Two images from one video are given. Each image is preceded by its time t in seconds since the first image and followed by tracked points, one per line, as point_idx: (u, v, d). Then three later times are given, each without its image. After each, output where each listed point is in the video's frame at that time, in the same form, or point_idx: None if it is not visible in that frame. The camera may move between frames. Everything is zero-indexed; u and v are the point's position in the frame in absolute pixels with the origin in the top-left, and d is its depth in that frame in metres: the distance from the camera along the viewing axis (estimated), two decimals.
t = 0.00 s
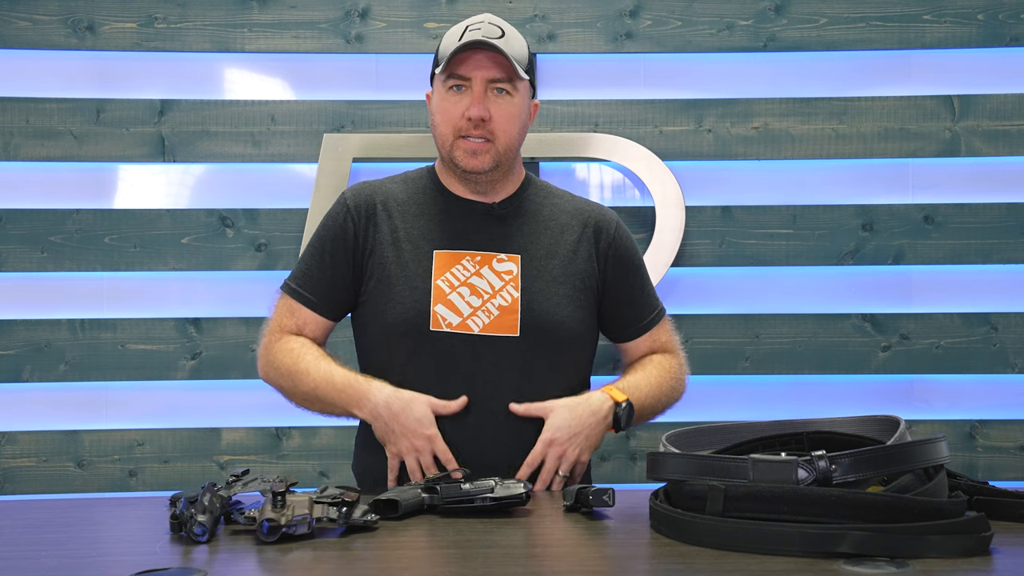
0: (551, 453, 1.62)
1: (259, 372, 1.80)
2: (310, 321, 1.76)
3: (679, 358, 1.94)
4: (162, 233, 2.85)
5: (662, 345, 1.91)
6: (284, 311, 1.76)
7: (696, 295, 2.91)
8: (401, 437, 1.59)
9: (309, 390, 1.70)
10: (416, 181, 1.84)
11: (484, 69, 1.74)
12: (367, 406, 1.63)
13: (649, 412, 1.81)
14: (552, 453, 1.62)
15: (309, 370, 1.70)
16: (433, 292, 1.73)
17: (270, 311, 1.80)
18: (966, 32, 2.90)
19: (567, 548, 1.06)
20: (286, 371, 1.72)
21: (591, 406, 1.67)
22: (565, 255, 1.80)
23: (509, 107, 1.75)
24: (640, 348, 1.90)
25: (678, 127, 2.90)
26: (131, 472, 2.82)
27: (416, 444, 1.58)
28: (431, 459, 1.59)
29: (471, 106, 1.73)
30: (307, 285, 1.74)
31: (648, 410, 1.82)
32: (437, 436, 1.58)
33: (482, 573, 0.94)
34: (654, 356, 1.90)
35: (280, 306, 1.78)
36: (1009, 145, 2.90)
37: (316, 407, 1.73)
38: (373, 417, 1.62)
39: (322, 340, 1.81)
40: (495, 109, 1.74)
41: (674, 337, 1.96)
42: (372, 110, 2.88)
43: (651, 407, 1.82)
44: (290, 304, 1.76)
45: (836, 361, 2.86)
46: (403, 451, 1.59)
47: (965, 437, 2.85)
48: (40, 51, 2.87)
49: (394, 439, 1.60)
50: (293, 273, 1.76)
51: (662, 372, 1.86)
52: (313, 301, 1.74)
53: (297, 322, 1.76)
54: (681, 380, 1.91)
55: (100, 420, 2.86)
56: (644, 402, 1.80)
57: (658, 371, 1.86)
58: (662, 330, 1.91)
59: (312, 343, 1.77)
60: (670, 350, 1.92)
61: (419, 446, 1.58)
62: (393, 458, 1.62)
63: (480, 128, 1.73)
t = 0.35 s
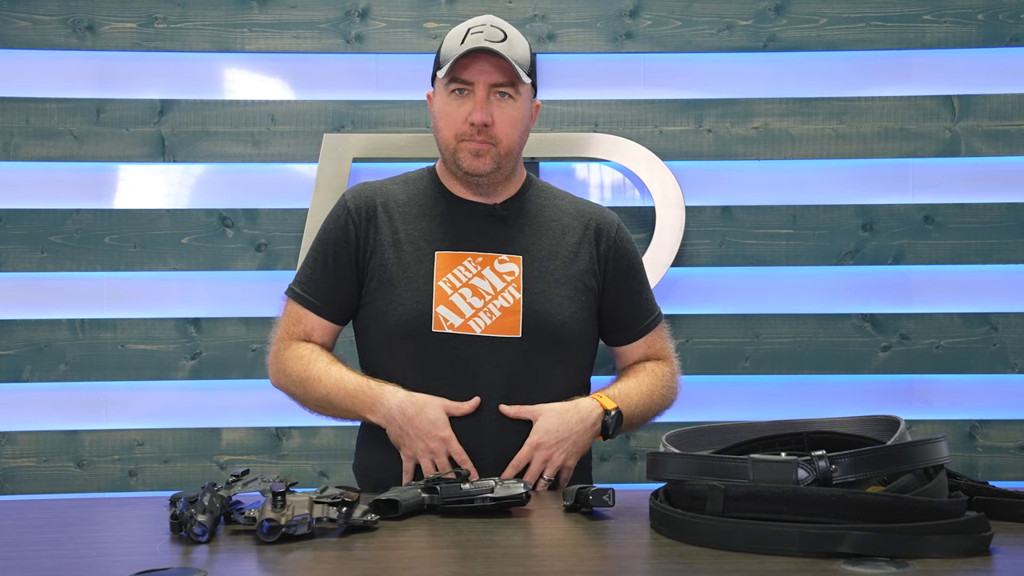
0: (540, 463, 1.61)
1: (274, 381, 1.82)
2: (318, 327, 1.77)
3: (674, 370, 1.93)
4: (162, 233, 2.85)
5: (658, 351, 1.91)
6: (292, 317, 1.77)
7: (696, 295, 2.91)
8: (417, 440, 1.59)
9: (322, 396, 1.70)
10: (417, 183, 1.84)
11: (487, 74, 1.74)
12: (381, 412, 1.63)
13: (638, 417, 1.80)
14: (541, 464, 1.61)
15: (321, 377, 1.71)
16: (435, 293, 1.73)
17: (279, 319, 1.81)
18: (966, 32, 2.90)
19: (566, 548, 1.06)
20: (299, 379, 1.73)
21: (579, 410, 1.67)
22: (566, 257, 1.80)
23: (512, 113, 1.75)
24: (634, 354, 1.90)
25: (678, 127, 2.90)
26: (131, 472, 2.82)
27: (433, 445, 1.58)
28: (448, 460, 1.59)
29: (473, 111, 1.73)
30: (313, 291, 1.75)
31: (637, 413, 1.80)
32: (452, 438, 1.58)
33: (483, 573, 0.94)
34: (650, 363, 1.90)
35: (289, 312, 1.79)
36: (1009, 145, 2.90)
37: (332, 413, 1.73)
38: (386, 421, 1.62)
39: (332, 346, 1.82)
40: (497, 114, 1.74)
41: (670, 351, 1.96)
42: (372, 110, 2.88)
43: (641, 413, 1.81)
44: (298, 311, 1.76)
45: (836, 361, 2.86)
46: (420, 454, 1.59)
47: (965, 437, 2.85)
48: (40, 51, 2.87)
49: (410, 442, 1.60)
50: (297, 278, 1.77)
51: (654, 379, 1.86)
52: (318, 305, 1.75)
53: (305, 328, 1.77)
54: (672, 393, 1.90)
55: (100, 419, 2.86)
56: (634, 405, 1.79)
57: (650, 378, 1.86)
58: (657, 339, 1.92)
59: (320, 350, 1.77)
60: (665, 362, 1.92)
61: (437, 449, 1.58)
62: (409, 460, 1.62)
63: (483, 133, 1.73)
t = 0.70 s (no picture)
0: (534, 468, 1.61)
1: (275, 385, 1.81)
2: (321, 331, 1.77)
3: (671, 376, 1.93)
4: (162, 233, 2.85)
5: (656, 357, 1.92)
6: (295, 322, 1.77)
7: (696, 295, 2.91)
8: (424, 449, 1.60)
9: (327, 404, 1.70)
10: (416, 183, 1.84)
11: (479, 63, 1.75)
12: (387, 422, 1.63)
13: (633, 424, 1.80)
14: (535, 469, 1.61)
15: (326, 385, 1.71)
16: (436, 291, 1.73)
17: (282, 324, 1.81)
18: (966, 32, 2.90)
19: (566, 548, 1.06)
20: (303, 385, 1.73)
21: (574, 415, 1.68)
22: (566, 254, 1.80)
23: (507, 100, 1.76)
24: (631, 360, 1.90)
25: (678, 127, 2.90)
26: (131, 472, 2.82)
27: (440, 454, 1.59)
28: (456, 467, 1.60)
29: (468, 101, 1.73)
30: (315, 294, 1.75)
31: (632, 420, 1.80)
32: (459, 445, 1.59)
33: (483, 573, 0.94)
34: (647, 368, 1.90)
35: (292, 317, 1.78)
36: (1009, 145, 2.90)
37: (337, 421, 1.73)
38: (392, 430, 1.63)
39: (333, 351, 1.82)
40: (492, 102, 1.74)
41: (668, 356, 1.96)
42: (372, 110, 2.88)
43: (636, 420, 1.81)
44: (302, 315, 1.76)
45: (836, 361, 2.86)
46: (427, 462, 1.60)
47: (965, 437, 2.85)
48: (40, 51, 2.87)
49: (417, 452, 1.61)
50: (299, 281, 1.77)
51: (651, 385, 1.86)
52: (320, 307, 1.75)
53: (308, 333, 1.76)
54: (669, 400, 1.90)
55: (100, 419, 2.86)
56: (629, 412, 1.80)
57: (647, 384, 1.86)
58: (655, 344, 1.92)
59: (324, 355, 1.77)
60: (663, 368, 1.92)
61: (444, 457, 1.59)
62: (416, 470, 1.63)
63: (480, 122, 1.73)
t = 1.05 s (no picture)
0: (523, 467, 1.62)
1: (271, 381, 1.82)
2: (315, 329, 1.77)
3: (675, 375, 1.92)
4: (162, 233, 2.85)
5: (658, 357, 1.91)
6: (291, 320, 1.78)
7: (696, 295, 2.92)
8: (411, 445, 1.59)
9: (317, 401, 1.70)
10: (416, 183, 1.84)
11: (486, 64, 1.75)
12: (373, 421, 1.63)
13: (634, 428, 1.80)
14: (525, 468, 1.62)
15: (317, 382, 1.71)
16: (436, 291, 1.73)
17: (278, 322, 1.82)
18: (966, 32, 2.90)
19: (567, 548, 1.06)
20: (295, 382, 1.74)
21: (573, 425, 1.68)
22: (566, 255, 1.81)
23: (511, 103, 1.76)
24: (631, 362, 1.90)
25: (678, 127, 2.90)
26: (131, 472, 2.82)
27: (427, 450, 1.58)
28: (445, 463, 1.59)
29: (473, 102, 1.73)
30: (313, 294, 1.75)
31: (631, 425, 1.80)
32: (445, 441, 1.58)
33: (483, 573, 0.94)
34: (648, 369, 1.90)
35: (287, 314, 1.79)
36: (1009, 144, 2.90)
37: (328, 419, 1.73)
38: (378, 428, 1.62)
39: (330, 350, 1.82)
40: (496, 105, 1.75)
41: (672, 354, 1.95)
42: (372, 110, 2.88)
43: (638, 423, 1.81)
44: (296, 313, 1.77)
45: (836, 362, 2.86)
46: (415, 459, 1.59)
47: (965, 437, 2.85)
48: (40, 51, 2.87)
49: (404, 449, 1.60)
50: (297, 280, 1.77)
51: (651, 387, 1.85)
52: (318, 307, 1.75)
53: (303, 330, 1.77)
54: (672, 400, 1.89)
55: (100, 419, 2.86)
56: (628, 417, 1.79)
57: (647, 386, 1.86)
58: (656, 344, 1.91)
59: (318, 353, 1.77)
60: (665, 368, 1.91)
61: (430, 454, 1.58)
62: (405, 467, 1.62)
63: (483, 124, 1.73)
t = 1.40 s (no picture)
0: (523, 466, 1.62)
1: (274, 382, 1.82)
2: (319, 330, 1.77)
3: (679, 375, 1.92)
4: (162, 233, 2.85)
5: (662, 357, 1.91)
6: (294, 321, 1.78)
7: (696, 295, 2.92)
8: (415, 444, 1.59)
9: (319, 401, 1.70)
10: (418, 184, 1.84)
11: (487, 68, 1.75)
12: (375, 420, 1.63)
13: (639, 429, 1.80)
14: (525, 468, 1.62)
15: (319, 383, 1.71)
16: (437, 292, 1.73)
17: (281, 323, 1.82)
18: (966, 32, 2.90)
19: (566, 548, 1.06)
20: (298, 383, 1.74)
21: (579, 431, 1.68)
22: (567, 256, 1.80)
23: (513, 106, 1.76)
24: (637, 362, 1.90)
25: (678, 127, 2.90)
26: (131, 472, 2.82)
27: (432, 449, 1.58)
28: (449, 462, 1.58)
29: (475, 105, 1.73)
30: (316, 295, 1.75)
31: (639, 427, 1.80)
32: (447, 438, 1.57)
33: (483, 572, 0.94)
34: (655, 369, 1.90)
35: (291, 316, 1.79)
36: (1009, 145, 2.90)
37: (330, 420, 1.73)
38: (381, 429, 1.62)
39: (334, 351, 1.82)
40: (498, 108, 1.75)
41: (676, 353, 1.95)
42: (372, 110, 2.88)
43: (643, 425, 1.81)
44: (300, 314, 1.77)
45: (836, 361, 2.86)
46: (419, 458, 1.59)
47: (965, 437, 2.85)
48: (40, 51, 2.87)
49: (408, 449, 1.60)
50: (300, 281, 1.77)
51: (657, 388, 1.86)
52: (321, 308, 1.75)
53: (306, 332, 1.77)
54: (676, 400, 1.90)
55: (100, 419, 2.86)
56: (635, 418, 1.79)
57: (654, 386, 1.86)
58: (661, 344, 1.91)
59: (321, 354, 1.77)
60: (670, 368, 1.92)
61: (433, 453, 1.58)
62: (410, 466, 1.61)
63: (485, 126, 1.73)
